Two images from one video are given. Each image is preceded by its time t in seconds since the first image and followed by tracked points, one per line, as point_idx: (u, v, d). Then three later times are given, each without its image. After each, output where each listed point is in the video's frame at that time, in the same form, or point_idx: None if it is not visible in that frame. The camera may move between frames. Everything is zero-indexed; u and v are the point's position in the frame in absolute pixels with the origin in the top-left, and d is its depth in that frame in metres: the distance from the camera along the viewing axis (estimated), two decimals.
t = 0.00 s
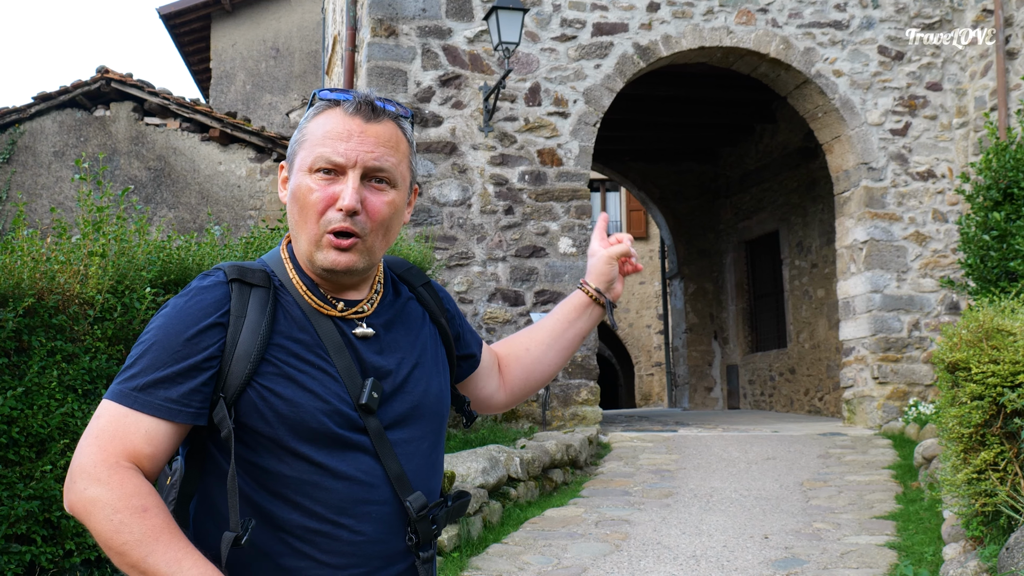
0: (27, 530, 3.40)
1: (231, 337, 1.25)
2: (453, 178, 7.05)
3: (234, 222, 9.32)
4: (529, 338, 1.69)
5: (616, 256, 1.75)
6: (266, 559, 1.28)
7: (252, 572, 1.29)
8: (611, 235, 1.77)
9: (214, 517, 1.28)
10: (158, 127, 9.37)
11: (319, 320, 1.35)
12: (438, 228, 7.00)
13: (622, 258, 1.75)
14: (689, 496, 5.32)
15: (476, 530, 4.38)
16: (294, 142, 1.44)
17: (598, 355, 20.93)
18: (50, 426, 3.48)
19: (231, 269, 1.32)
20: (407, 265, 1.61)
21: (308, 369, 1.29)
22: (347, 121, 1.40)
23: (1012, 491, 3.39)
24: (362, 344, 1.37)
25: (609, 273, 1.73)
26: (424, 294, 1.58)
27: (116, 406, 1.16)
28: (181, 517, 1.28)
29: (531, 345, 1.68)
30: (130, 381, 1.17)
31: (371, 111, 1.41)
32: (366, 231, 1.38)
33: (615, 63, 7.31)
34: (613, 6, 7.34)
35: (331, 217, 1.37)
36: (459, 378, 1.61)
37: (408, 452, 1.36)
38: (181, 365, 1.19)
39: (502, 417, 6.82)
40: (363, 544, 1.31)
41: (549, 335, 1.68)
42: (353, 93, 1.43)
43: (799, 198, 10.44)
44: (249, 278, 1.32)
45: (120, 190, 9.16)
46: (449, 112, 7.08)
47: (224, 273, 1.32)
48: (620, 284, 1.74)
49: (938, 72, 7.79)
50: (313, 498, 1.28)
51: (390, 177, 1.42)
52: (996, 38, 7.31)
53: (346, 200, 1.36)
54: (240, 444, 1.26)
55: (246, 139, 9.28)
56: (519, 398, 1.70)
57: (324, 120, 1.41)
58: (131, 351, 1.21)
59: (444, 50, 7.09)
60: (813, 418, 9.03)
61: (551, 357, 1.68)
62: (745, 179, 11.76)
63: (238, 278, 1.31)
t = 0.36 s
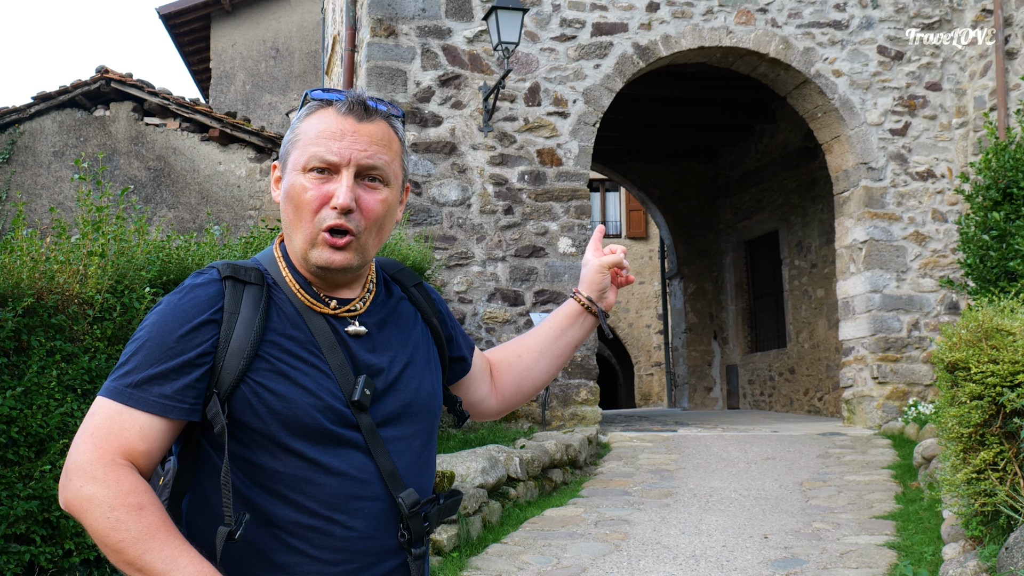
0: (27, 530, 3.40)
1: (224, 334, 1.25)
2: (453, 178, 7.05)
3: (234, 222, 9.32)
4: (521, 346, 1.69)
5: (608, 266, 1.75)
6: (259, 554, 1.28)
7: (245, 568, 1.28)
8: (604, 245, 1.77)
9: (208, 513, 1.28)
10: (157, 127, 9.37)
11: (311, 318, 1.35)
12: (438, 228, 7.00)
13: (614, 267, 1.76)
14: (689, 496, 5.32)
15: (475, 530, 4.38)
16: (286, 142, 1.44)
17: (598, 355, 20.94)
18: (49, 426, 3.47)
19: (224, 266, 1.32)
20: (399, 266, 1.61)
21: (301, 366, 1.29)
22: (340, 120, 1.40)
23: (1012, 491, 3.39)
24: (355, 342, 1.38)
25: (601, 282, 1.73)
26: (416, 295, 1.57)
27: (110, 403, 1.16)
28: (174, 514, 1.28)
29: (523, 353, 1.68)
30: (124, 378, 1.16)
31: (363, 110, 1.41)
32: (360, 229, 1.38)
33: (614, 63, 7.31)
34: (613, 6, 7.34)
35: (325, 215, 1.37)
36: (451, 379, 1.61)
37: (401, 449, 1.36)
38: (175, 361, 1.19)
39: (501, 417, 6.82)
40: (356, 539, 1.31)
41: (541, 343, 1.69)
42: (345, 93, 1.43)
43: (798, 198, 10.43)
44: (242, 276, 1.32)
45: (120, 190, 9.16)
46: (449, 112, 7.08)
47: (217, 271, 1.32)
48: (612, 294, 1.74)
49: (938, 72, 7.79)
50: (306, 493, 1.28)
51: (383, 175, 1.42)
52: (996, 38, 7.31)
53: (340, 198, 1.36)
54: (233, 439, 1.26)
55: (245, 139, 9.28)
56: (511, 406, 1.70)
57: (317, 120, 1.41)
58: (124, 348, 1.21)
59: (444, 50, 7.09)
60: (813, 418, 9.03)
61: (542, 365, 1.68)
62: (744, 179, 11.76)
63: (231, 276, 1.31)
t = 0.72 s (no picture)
0: (27, 530, 3.40)
1: (222, 331, 1.25)
2: (453, 178, 7.05)
3: (234, 222, 9.32)
4: (511, 351, 1.70)
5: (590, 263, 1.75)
6: (255, 551, 1.28)
7: (242, 565, 1.28)
8: (584, 241, 1.76)
9: (207, 511, 1.28)
10: (157, 127, 9.37)
11: (308, 317, 1.35)
12: (438, 228, 7.01)
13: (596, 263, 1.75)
14: (689, 496, 5.32)
15: (476, 530, 4.38)
16: (275, 143, 1.44)
17: (597, 355, 20.94)
18: (50, 426, 3.48)
19: (222, 266, 1.32)
20: (395, 269, 1.61)
21: (298, 363, 1.30)
22: (327, 117, 1.41)
23: (1012, 491, 3.39)
24: (351, 341, 1.38)
25: (585, 280, 1.72)
26: (413, 297, 1.57)
27: (109, 401, 1.16)
28: (173, 512, 1.28)
29: (514, 357, 1.69)
30: (122, 376, 1.17)
31: (349, 106, 1.42)
32: (358, 220, 1.39)
33: (615, 64, 7.31)
34: (613, 6, 7.34)
35: (322, 209, 1.37)
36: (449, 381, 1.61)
37: (397, 446, 1.37)
38: (172, 358, 1.19)
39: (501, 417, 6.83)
40: (352, 537, 1.31)
41: (530, 346, 1.69)
42: (331, 90, 1.44)
43: (798, 198, 10.43)
44: (240, 275, 1.32)
45: (120, 190, 9.16)
46: (449, 112, 7.08)
47: (215, 271, 1.32)
48: (596, 288, 1.73)
49: (937, 72, 7.80)
50: (302, 490, 1.28)
51: (374, 168, 1.43)
52: (996, 38, 7.31)
53: (336, 190, 1.37)
54: (229, 435, 1.26)
55: (245, 139, 9.28)
56: (510, 412, 1.70)
57: (304, 118, 1.42)
58: (122, 347, 1.21)
59: (444, 50, 7.09)
60: (813, 419, 9.03)
61: (535, 367, 1.68)
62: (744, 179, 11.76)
63: (228, 275, 1.31)
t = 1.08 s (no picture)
0: (27, 531, 3.40)
1: (223, 339, 1.25)
2: (453, 179, 7.05)
3: (234, 222, 9.32)
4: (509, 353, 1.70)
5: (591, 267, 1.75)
6: (257, 557, 1.28)
7: (243, 572, 1.28)
8: (585, 245, 1.77)
9: (206, 517, 1.28)
10: (157, 127, 9.37)
11: (309, 323, 1.35)
12: (438, 229, 7.01)
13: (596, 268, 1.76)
14: (689, 497, 5.33)
15: (476, 530, 4.39)
16: (269, 156, 1.44)
17: (597, 355, 20.95)
18: (50, 427, 3.48)
19: (223, 273, 1.33)
20: (396, 272, 1.61)
21: (299, 371, 1.29)
22: (315, 135, 1.39)
23: (1012, 491, 3.40)
24: (351, 348, 1.38)
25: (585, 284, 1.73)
26: (414, 301, 1.58)
27: (110, 409, 1.16)
28: (173, 518, 1.28)
29: (511, 360, 1.69)
30: (123, 385, 1.17)
31: (338, 123, 1.39)
32: (344, 243, 1.38)
33: (614, 64, 7.31)
34: (613, 6, 7.34)
35: (308, 232, 1.37)
36: (450, 384, 1.62)
37: (399, 454, 1.37)
38: (173, 367, 1.19)
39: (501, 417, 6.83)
40: (354, 543, 1.31)
41: (527, 349, 1.70)
42: (322, 103, 1.42)
43: (798, 198, 10.44)
44: (241, 282, 1.32)
45: (120, 190, 9.16)
46: (449, 112, 7.08)
47: (216, 278, 1.32)
48: (595, 293, 1.74)
49: (937, 72, 7.80)
50: (304, 497, 1.28)
51: (364, 186, 1.40)
52: (996, 39, 7.31)
53: (320, 216, 1.36)
54: (230, 444, 1.26)
55: (245, 139, 9.29)
56: (506, 415, 1.70)
57: (293, 134, 1.40)
58: (123, 355, 1.21)
59: (443, 50, 7.09)
60: (812, 419, 9.04)
61: (532, 369, 1.69)
62: (744, 179, 11.76)
63: (230, 282, 1.31)
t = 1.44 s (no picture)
0: (26, 531, 3.40)
1: (227, 343, 1.25)
2: (453, 179, 7.05)
3: (233, 222, 9.32)
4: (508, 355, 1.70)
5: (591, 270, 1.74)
6: (262, 561, 1.28)
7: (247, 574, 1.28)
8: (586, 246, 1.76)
9: (209, 520, 1.28)
10: (156, 127, 9.36)
11: (312, 326, 1.35)
12: (437, 228, 7.01)
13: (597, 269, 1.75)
14: (688, 497, 5.33)
15: (475, 530, 4.39)
16: (274, 155, 1.43)
17: (596, 356, 20.96)
18: (49, 427, 3.48)
19: (227, 275, 1.32)
20: (398, 271, 1.61)
21: (303, 374, 1.29)
22: (322, 133, 1.38)
23: (1011, 491, 3.40)
24: (355, 350, 1.38)
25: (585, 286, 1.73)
26: (415, 301, 1.58)
27: (115, 414, 1.16)
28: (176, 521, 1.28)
29: (511, 359, 1.69)
30: (127, 389, 1.17)
31: (345, 121, 1.39)
32: (351, 242, 1.38)
33: (614, 64, 7.31)
34: (612, 6, 7.34)
35: (314, 231, 1.37)
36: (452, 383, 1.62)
37: (402, 456, 1.37)
38: (177, 371, 1.19)
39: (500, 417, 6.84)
40: (359, 547, 1.31)
41: (526, 350, 1.70)
42: (327, 101, 1.41)
43: (797, 198, 10.44)
44: (244, 284, 1.32)
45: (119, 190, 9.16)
46: (448, 112, 7.08)
47: (219, 280, 1.32)
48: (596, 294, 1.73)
49: (936, 73, 7.80)
50: (308, 501, 1.28)
51: (371, 186, 1.40)
52: (995, 39, 7.32)
53: (328, 215, 1.36)
54: (234, 447, 1.26)
55: (245, 139, 9.28)
56: (505, 416, 1.70)
57: (299, 133, 1.39)
58: (127, 358, 1.21)
59: (443, 50, 7.09)
60: (812, 419, 9.05)
61: (532, 371, 1.68)
62: (743, 179, 11.76)
63: (233, 284, 1.31)
